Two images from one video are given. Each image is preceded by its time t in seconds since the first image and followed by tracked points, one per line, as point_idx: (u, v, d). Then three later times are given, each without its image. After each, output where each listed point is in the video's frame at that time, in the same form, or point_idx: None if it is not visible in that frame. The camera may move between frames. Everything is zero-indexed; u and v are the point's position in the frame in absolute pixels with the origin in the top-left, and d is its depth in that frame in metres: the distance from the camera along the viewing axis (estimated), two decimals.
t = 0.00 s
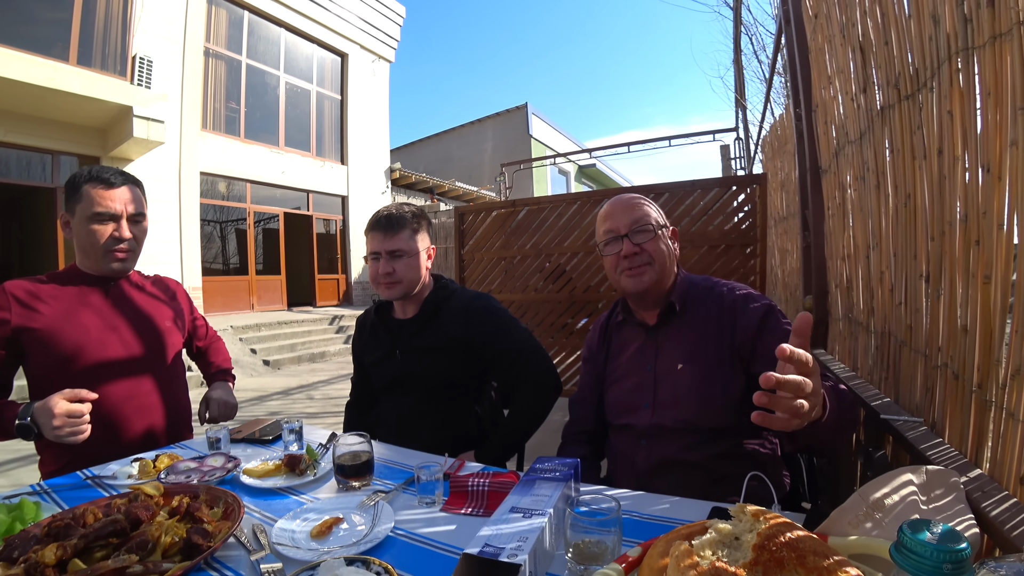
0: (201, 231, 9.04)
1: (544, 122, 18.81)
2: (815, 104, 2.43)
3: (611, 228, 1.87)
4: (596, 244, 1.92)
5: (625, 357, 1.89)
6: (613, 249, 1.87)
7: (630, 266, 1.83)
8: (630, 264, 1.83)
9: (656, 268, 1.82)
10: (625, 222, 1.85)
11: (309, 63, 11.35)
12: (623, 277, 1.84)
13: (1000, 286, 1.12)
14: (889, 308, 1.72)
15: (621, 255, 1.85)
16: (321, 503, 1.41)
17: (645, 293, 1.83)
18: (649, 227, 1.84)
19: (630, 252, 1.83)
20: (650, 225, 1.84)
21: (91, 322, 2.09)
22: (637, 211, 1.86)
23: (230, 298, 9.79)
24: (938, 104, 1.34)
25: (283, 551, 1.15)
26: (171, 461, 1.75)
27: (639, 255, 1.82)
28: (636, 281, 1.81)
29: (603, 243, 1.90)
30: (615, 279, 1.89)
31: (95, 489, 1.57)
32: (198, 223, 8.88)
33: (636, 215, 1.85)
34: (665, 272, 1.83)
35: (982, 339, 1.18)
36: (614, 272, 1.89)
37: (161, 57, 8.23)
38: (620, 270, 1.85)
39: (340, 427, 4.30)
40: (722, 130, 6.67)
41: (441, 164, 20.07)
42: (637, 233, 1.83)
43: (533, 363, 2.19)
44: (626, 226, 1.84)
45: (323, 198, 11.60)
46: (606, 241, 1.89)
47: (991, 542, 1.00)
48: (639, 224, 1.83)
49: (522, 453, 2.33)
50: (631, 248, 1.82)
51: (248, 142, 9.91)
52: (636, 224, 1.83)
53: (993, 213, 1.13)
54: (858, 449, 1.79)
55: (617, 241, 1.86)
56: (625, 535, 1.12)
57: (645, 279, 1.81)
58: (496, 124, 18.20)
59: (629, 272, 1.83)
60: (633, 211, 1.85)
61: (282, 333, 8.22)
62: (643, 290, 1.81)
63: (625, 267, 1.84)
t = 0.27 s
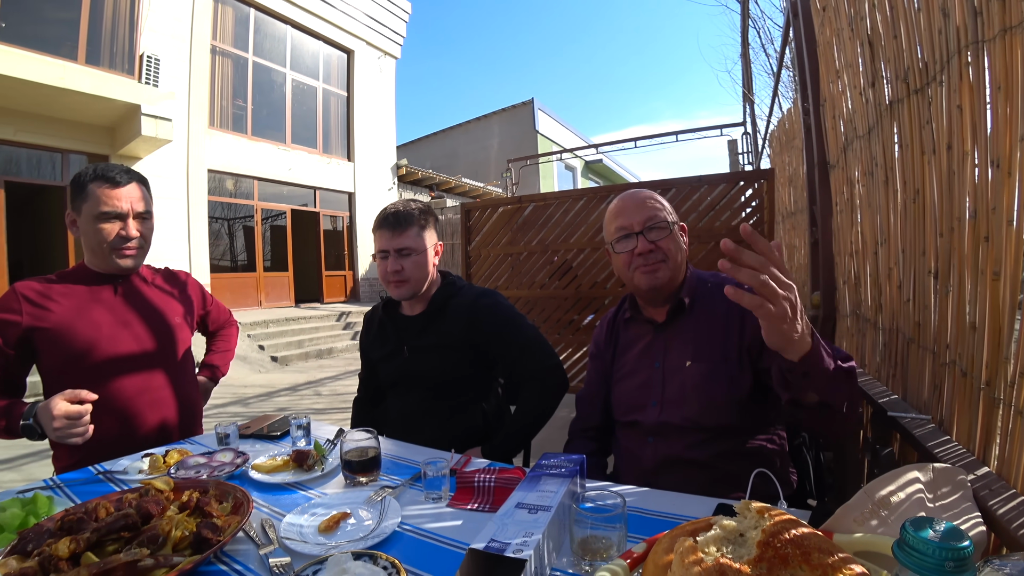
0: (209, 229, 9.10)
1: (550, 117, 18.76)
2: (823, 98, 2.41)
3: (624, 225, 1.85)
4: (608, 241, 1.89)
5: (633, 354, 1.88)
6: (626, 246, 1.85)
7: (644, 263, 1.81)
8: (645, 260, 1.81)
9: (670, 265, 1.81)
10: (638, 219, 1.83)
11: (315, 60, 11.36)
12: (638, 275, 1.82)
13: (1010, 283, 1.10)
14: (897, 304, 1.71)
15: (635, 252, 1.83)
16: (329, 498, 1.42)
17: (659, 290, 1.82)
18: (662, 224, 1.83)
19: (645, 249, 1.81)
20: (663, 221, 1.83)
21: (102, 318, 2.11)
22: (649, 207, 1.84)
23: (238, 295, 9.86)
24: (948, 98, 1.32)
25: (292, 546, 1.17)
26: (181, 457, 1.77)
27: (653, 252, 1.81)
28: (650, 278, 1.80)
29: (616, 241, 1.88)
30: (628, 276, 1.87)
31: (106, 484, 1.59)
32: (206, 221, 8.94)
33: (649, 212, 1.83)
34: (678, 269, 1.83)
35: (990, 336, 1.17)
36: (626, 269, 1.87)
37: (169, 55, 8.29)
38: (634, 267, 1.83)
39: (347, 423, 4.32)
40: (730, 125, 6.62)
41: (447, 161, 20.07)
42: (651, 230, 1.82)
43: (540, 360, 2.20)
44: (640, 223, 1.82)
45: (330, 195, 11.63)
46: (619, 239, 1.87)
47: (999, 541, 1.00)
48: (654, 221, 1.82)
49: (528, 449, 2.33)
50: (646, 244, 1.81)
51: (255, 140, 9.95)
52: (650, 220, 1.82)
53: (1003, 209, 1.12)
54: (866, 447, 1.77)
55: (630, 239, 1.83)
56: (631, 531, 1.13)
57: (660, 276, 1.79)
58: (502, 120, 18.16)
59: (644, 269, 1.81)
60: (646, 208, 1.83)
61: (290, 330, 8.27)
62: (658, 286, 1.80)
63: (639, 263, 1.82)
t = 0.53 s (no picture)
0: (213, 227, 9.13)
1: (553, 115, 18.73)
2: (828, 96, 2.40)
3: (627, 222, 1.85)
4: (611, 240, 1.89)
5: (635, 352, 1.88)
6: (629, 244, 1.84)
7: (647, 262, 1.81)
8: (648, 259, 1.81)
9: (673, 264, 1.80)
10: (641, 217, 1.83)
11: (318, 58, 11.37)
12: (640, 273, 1.82)
13: (1014, 281, 1.10)
14: (900, 303, 1.70)
15: (638, 250, 1.82)
16: (332, 497, 1.42)
17: (661, 289, 1.81)
18: (665, 222, 1.83)
19: (647, 247, 1.81)
20: (666, 220, 1.83)
21: (105, 318, 2.12)
22: (652, 206, 1.84)
23: (241, 293, 9.88)
24: (952, 96, 1.32)
25: (294, 544, 1.17)
26: (184, 455, 1.78)
27: (656, 251, 1.81)
28: (653, 277, 1.79)
29: (618, 239, 1.87)
30: (630, 275, 1.87)
31: (110, 482, 1.60)
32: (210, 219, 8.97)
33: (652, 210, 1.83)
34: (681, 267, 1.83)
35: (994, 335, 1.16)
36: (629, 267, 1.86)
37: (172, 54, 8.30)
38: (637, 266, 1.83)
39: (350, 421, 4.34)
40: (733, 123, 6.60)
41: (450, 159, 20.07)
42: (654, 228, 1.82)
43: (542, 359, 2.20)
44: (643, 221, 1.82)
45: (333, 193, 11.65)
46: (621, 237, 1.87)
47: (1001, 541, 1.00)
48: (656, 219, 1.82)
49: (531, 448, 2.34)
50: (649, 243, 1.81)
51: (258, 138, 9.97)
52: (653, 218, 1.82)
53: (1007, 207, 1.12)
54: (868, 446, 1.77)
55: (633, 236, 1.83)
56: (632, 530, 1.13)
57: (662, 275, 1.79)
58: (505, 118, 18.15)
59: (646, 268, 1.81)
60: (648, 205, 1.84)
61: (293, 329, 8.29)
62: (660, 285, 1.79)
63: (642, 262, 1.82)
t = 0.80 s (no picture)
0: (216, 225, 9.15)
1: (556, 114, 18.70)
2: (831, 95, 2.39)
3: (630, 220, 1.84)
4: (614, 238, 1.88)
5: (638, 351, 1.88)
6: (633, 242, 1.84)
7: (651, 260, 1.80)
8: (651, 257, 1.80)
9: (677, 262, 1.80)
10: (645, 214, 1.82)
11: (321, 56, 11.37)
12: (644, 272, 1.81)
13: (1019, 280, 1.10)
14: (905, 302, 1.70)
15: (642, 248, 1.82)
16: (335, 493, 1.43)
17: (666, 289, 1.80)
18: (668, 220, 1.82)
19: (651, 245, 1.80)
20: (669, 217, 1.82)
21: (107, 317, 2.13)
22: (655, 202, 1.83)
23: (244, 291, 9.90)
24: (957, 95, 1.31)
25: (298, 540, 1.18)
26: (188, 451, 1.79)
27: (659, 248, 1.80)
28: (656, 276, 1.78)
29: (622, 237, 1.87)
30: (635, 275, 1.86)
31: (115, 478, 1.61)
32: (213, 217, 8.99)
33: (654, 206, 1.82)
34: (684, 265, 1.82)
35: (999, 334, 1.16)
36: (633, 266, 1.86)
37: (175, 52, 8.31)
38: (641, 264, 1.82)
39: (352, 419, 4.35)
40: (736, 121, 6.58)
41: (453, 158, 20.07)
42: (657, 226, 1.81)
43: (545, 358, 2.19)
44: (647, 218, 1.81)
45: (336, 191, 11.66)
46: (624, 235, 1.86)
47: (1006, 540, 1.00)
48: (660, 216, 1.81)
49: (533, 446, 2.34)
50: (653, 240, 1.80)
51: (261, 136, 9.98)
52: (656, 216, 1.81)
53: (1012, 206, 1.11)
54: (871, 445, 1.77)
55: (637, 234, 1.83)
56: (635, 528, 1.13)
57: (667, 275, 1.78)
58: (508, 116, 18.13)
59: (650, 266, 1.80)
60: (651, 203, 1.83)
61: (296, 326, 8.30)
62: (665, 284, 1.79)
63: (645, 260, 1.81)
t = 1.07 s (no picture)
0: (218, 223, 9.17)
1: (558, 112, 18.68)
2: (834, 94, 2.39)
3: (625, 222, 1.85)
4: (609, 240, 1.89)
5: (637, 352, 1.88)
6: (627, 243, 1.84)
7: (645, 262, 1.80)
8: (646, 258, 1.80)
9: (672, 263, 1.80)
10: (639, 215, 1.83)
11: (324, 55, 11.37)
12: (639, 274, 1.81)
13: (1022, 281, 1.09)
14: (907, 302, 1.69)
15: (636, 250, 1.82)
16: (336, 491, 1.43)
17: (661, 290, 1.81)
18: (663, 221, 1.82)
19: (645, 247, 1.80)
20: (665, 218, 1.82)
21: (105, 318, 2.13)
22: (650, 203, 1.84)
23: (246, 289, 9.92)
24: (961, 94, 1.31)
25: (300, 538, 1.18)
26: (191, 449, 1.80)
27: (654, 250, 1.80)
28: (652, 279, 1.79)
29: (617, 239, 1.87)
30: (631, 276, 1.85)
31: (117, 475, 1.62)
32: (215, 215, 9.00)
33: (649, 208, 1.83)
34: (680, 266, 1.81)
35: (1001, 335, 1.16)
36: (627, 268, 1.86)
37: (178, 50, 8.32)
38: (635, 266, 1.82)
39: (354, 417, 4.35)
40: (739, 121, 6.57)
41: (455, 156, 20.07)
42: (651, 227, 1.81)
43: (547, 357, 2.20)
44: (641, 220, 1.82)
45: (338, 190, 11.67)
46: (620, 236, 1.86)
47: (1007, 540, 1.00)
48: (655, 217, 1.81)
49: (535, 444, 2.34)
50: (647, 242, 1.80)
51: (264, 135, 9.99)
52: (651, 217, 1.82)
53: (1015, 206, 1.11)
54: (873, 445, 1.77)
55: (631, 236, 1.83)
56: (636, 527, 1.13)
57: (662, 276, 1.78)
58: (511, 115, 18.12)
59: (645, 268, 1.80)
60: (646, 204, 1.83)
61: (298, 325, 8.32)
62: (660, 286, 1.79)
63: (640, 262, 1.81)
